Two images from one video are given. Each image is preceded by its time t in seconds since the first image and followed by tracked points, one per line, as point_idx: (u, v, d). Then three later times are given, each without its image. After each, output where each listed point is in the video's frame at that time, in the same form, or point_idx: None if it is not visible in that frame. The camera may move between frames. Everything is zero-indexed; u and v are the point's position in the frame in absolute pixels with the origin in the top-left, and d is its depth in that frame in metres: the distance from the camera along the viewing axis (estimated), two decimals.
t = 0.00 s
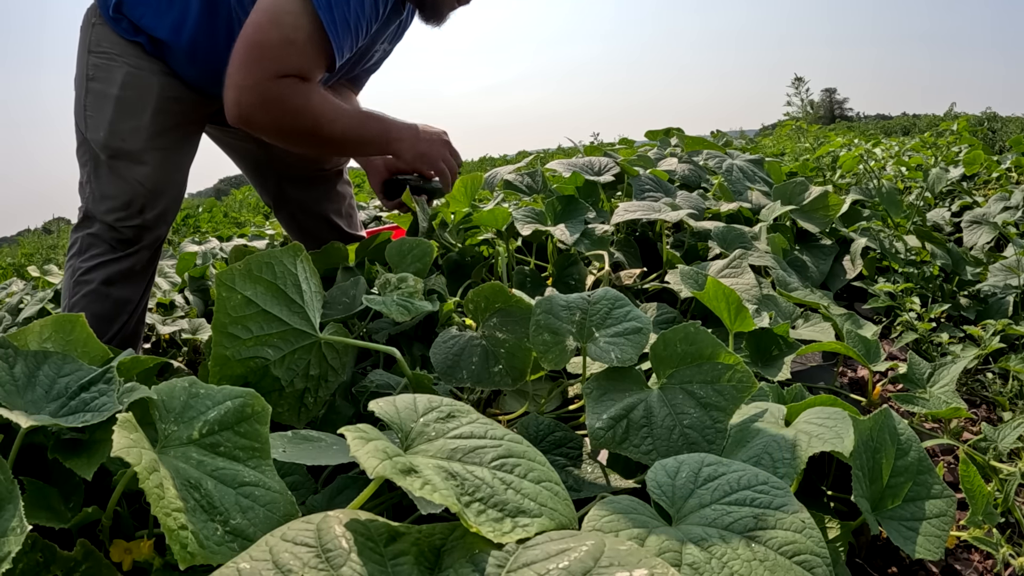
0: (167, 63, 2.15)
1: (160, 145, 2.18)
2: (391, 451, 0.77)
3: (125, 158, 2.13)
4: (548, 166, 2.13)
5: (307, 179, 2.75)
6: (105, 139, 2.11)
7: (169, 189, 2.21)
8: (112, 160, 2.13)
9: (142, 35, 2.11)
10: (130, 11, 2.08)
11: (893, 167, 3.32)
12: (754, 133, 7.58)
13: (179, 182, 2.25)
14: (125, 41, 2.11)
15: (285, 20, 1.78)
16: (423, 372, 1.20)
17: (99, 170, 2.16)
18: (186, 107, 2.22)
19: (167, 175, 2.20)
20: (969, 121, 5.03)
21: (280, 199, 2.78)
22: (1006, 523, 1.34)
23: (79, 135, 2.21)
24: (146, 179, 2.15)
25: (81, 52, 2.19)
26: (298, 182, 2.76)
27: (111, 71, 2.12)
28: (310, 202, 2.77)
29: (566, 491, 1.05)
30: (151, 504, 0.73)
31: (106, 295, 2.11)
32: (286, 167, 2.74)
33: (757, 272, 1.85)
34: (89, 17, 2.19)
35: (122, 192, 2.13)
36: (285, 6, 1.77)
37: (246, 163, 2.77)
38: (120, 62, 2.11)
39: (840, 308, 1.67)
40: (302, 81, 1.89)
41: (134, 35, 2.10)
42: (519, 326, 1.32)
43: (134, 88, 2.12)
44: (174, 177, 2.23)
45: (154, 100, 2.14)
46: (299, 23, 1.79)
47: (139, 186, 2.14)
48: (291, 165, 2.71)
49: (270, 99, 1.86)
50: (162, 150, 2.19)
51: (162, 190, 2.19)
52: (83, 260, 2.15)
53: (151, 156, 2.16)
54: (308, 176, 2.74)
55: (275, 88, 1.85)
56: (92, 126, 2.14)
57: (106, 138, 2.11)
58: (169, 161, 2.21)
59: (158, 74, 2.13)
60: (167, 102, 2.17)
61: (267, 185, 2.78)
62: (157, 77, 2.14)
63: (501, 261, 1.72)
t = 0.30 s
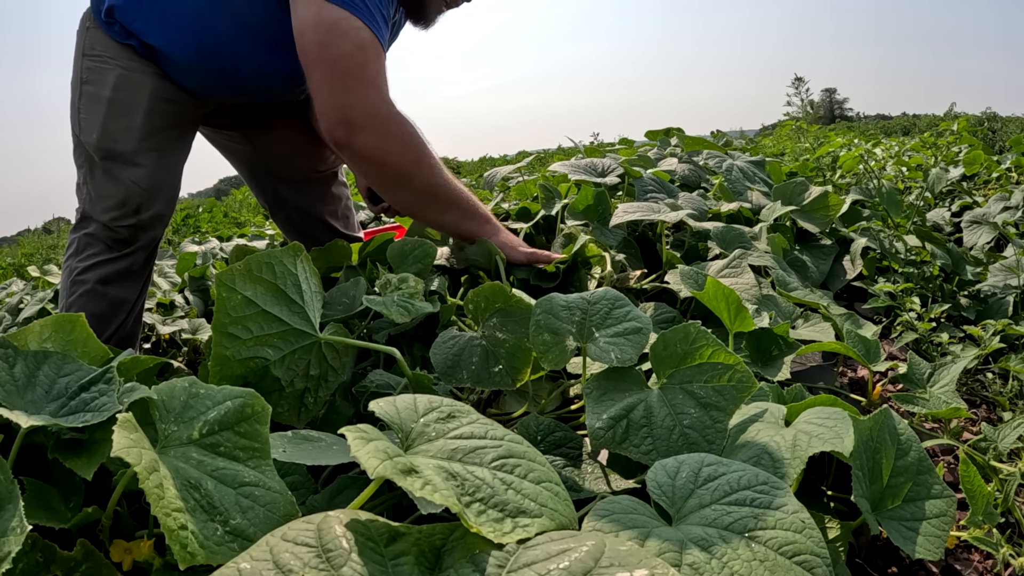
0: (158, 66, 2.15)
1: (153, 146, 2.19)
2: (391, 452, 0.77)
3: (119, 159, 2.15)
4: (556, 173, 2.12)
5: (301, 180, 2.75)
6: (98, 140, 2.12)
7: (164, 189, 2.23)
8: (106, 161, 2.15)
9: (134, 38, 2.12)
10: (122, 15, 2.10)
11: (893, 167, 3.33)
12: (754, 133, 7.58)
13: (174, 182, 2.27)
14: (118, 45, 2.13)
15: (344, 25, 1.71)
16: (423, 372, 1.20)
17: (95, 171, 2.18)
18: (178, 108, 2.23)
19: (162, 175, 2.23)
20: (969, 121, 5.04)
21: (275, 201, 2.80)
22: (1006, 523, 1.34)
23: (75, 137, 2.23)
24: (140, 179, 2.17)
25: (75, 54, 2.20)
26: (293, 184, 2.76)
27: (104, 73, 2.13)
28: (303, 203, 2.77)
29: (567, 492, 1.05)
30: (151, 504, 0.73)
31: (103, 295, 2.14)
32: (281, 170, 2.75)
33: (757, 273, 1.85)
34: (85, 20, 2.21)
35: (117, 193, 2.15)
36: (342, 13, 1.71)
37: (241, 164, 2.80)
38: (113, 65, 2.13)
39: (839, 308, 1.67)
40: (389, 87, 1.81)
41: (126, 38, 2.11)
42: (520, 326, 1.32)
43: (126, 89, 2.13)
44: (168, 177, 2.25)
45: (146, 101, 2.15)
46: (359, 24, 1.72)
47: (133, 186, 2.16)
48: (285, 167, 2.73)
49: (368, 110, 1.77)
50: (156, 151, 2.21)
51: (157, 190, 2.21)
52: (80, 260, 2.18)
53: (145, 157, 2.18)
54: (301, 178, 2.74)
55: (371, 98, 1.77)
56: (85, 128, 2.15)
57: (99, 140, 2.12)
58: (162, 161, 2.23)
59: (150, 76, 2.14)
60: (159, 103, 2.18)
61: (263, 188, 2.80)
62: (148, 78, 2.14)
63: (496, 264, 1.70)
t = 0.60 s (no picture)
0: (160, 66, 2.15)
1: (153, 146, 2.20)
2: (391, 452, 0.77)
3: (119, 159, 2.16)
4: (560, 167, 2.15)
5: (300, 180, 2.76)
6: (98, 140, 2.13)
7: (164, 190, 2.24)
8: (106, 161, 2.16)
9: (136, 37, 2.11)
10: (124, 14, 2.09)
11: (893, 167, 3.32)
12: (754, 133, 7.58)
13: (175, 182, 2.28)
14: (119, 44, 2.12)
15: (327, 27, 1.77)
16: (422, 372, 1.20)
17: (95, 171, 2.19)
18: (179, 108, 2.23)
19: (163, 175, 2.24)
20: (969, 121, 5.04)
21: (275, 202, 2.80)
22: (1006, 523, 1.34)
23: (76, 137, 2.24)
24: (141, 179, 2.19)
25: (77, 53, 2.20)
26: (292, 184, 2.77)
27: (105, 73, 2.13)
28: (303, 203, 2.76)
29: (567, 492, 1.05)
30: (151, 504, 0.73)
31: (103, 295, 2.16)
32: (280, 171, 2.77)
33: (758, 272, 1.85)
34: (86, 20, 2.20)
35: (117, 193, 2.17)
36: (327, 13, 1.76)
37: (240, 163, 2.81)
38: (114, 65, 2.13)
39: (840, 308, 1.67)
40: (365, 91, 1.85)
41: (127, 37, 2.11)
42: (520, 326, 1.32)
43: (127, 89, 2.13)
44: (169, 177, 2.26)
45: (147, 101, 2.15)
46: (344, 28, 1.78)
47: (134, 187, 2.18)
48: (285, 166, 2.75)
49: (345, 110, 1.81)
50: (156, 151, 2.22)
51: (158, 191, 2.23)
52: (80, 260, 2.20)
53: (145, 157, 2.19)
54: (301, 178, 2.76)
55: (347, 99, 1.81)
56: (86, 127, 2.16)
57: (99, 140, 2.13)
58: (162, 162, 2.23)
59: (151, 75, 2.14)
60: (160, 103, 2.18)
61: (263, 189, 2.81)
62: (149, 78, 2.14)
63: (487, 264, 1.70)
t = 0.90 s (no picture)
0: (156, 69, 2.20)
1: (150, 148, 2.26)
2: (392, 452, 0.77)
3: (118, 160, 2.22)
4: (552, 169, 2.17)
5: (300, 181, 2.78)
6: (97, 143, 2.18)
7: (161, 191, 2.32)
8: (104, 163, 2.21)
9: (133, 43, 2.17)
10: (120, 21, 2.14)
11: (893, 167, 3.33)
12: (754, 132, 7.57)
13: (170, 183, 2.35)
14: (117, 49, 2.18)
15: (338, 53, 1.94)
16: (423, 372, 1.20)
17: (93, 172, 2.24)
18: (175, 109, 2.27)
19: (160, 176, 2.31)
20: (969, 121, 5.04)
21: (274, 202, 2.81)
22: (1006, 523, 1.34)
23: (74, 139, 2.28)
24: (138, 181, 2.25)
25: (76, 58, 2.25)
26: (292, 185, 2.79)
27: (104, 77, 2.19)
28: (303, 203, 2.78)
29: (567, 491, 1.05)
30: (151, 505, 0.73)
31: (98, 294, 2.20)
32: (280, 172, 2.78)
33: (757, 272, 1.86)
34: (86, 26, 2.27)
35: (115, 193, 2.22)
36: (335, 41, 1.93)
37: (241, 164, 2.82)
38: (112, 69, 2.18)
39: (840, 308, 1.67)
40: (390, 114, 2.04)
41: (124, 43, 2.16)
42: (519, 326, 1.33)
43: (125, 92, 2.19)
44: (166, 179, 2.33)
45: (144, 104, 2.21)
46: (353, 52, 1.95)
47: (131, 187, 2.24)
48: (285, 168, 2.75)
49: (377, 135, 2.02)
50: (154, 152, 2.28)
51: (154, 192, 2.30)
52: (77, 260, 2.24)
53: (142, 159, 2.25)
54: (301, 179, 2.77)
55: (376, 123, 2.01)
56: (84, 130, 2.21)
57: (98, 142, 2.19)
58: (160, 163, 2.30)
59: (147, 78, 2.20)
60: (157, 106, 2.23)
61: (263, 189, 2.83)
62: (146, 81, 2.20)
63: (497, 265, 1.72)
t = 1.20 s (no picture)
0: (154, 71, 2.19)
1: (147, 147, 2.25)
2: (391, 452, 0.77)
3: (116, 160, 2.21)
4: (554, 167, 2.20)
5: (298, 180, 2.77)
6: (94, 143, 2.18)
7: (160, 189, 2.31)
8: (102, 163, 2.21)
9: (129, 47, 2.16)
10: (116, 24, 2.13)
11: (893, 167, 3.33)
12: (754, 132, 7.57)
13: (170, 182, 2.35)
14: (113, 50, 2.16)
15: (299, 60, 1.84)
16: (423, 373, 1.20)
17: (92, 173, 2.25)
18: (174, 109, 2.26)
19: (160, 175, 2.30)
20: (969, 121, 5.05)
21: (274, 202, 2.79)
22: (1006, 523, 1.34)
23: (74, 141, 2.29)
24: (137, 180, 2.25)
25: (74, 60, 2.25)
26: (291, 184, 2.79)
27: (100, 78, 2.18)
28: (302, 203, 2.74)
29: (567, 491, 1.06)
30: (151, 505, 0.73)
31: (98, 294, 2.20)
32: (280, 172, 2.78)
33: (757, 272, 1.86)
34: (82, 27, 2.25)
35: (113, 193, 2.23)
36: (296, 48, 1.84)
37: (244, 166, 2.85)
38: (108, 70, 2.17)
39: (839, 308, 1.67)
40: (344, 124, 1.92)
41: (121, 46, 2.15)
42: (520, 326, 1.33)
43: (120, 93, 2.17)
44: (164, 178, 2.33)
45: (140, 103, 2.19)
46: (314, 59, 1.84)
47: (130, 187, 2.24)
48: (284, 166, 2.77)
49: (329, 148, 1.91)
50: (152, 152, 2.27)
51: (153, 191, 2.29)
52: (78, 260, 2.25)
53: (140, 158, 2.25)
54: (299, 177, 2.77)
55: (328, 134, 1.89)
56: (82, 131, 2.21)
57: (95, 143, 2.18)
58: (159, 162, 2.29)
59: (144, 79, 2.18)
60: (154, 105, 2.21)
61: (263, 189, 2.84)
62: (143, 81, 2.18)
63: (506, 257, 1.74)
